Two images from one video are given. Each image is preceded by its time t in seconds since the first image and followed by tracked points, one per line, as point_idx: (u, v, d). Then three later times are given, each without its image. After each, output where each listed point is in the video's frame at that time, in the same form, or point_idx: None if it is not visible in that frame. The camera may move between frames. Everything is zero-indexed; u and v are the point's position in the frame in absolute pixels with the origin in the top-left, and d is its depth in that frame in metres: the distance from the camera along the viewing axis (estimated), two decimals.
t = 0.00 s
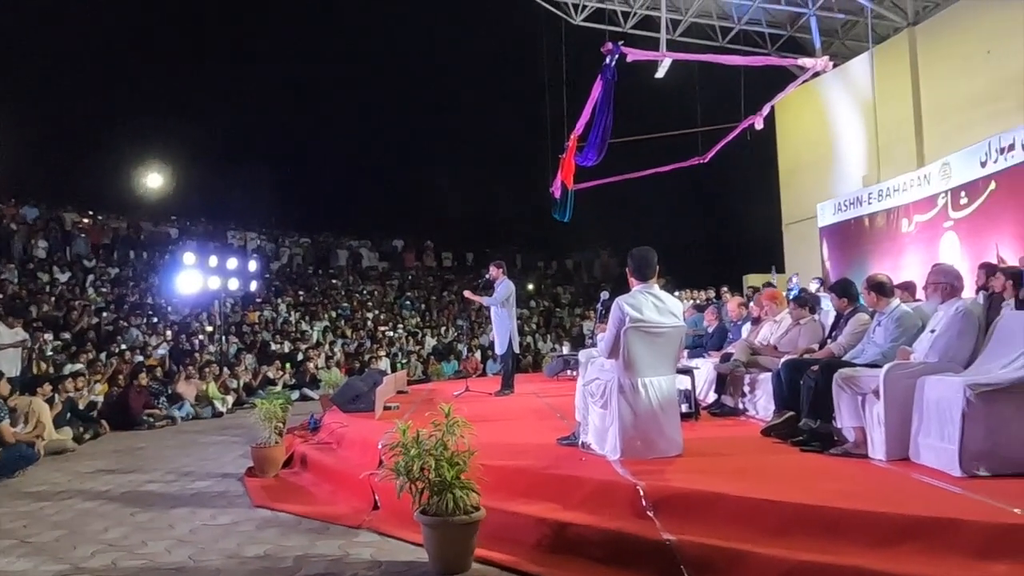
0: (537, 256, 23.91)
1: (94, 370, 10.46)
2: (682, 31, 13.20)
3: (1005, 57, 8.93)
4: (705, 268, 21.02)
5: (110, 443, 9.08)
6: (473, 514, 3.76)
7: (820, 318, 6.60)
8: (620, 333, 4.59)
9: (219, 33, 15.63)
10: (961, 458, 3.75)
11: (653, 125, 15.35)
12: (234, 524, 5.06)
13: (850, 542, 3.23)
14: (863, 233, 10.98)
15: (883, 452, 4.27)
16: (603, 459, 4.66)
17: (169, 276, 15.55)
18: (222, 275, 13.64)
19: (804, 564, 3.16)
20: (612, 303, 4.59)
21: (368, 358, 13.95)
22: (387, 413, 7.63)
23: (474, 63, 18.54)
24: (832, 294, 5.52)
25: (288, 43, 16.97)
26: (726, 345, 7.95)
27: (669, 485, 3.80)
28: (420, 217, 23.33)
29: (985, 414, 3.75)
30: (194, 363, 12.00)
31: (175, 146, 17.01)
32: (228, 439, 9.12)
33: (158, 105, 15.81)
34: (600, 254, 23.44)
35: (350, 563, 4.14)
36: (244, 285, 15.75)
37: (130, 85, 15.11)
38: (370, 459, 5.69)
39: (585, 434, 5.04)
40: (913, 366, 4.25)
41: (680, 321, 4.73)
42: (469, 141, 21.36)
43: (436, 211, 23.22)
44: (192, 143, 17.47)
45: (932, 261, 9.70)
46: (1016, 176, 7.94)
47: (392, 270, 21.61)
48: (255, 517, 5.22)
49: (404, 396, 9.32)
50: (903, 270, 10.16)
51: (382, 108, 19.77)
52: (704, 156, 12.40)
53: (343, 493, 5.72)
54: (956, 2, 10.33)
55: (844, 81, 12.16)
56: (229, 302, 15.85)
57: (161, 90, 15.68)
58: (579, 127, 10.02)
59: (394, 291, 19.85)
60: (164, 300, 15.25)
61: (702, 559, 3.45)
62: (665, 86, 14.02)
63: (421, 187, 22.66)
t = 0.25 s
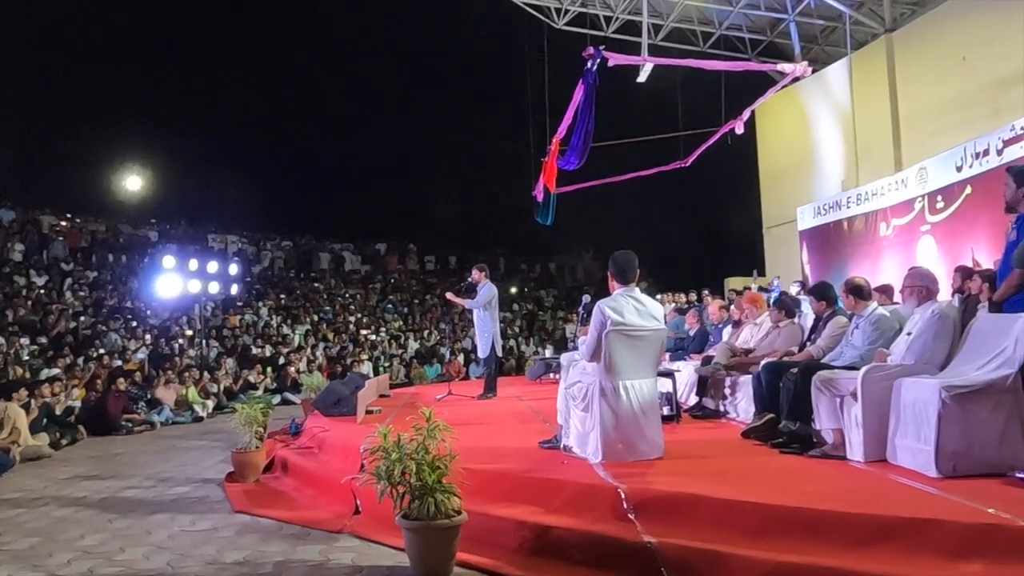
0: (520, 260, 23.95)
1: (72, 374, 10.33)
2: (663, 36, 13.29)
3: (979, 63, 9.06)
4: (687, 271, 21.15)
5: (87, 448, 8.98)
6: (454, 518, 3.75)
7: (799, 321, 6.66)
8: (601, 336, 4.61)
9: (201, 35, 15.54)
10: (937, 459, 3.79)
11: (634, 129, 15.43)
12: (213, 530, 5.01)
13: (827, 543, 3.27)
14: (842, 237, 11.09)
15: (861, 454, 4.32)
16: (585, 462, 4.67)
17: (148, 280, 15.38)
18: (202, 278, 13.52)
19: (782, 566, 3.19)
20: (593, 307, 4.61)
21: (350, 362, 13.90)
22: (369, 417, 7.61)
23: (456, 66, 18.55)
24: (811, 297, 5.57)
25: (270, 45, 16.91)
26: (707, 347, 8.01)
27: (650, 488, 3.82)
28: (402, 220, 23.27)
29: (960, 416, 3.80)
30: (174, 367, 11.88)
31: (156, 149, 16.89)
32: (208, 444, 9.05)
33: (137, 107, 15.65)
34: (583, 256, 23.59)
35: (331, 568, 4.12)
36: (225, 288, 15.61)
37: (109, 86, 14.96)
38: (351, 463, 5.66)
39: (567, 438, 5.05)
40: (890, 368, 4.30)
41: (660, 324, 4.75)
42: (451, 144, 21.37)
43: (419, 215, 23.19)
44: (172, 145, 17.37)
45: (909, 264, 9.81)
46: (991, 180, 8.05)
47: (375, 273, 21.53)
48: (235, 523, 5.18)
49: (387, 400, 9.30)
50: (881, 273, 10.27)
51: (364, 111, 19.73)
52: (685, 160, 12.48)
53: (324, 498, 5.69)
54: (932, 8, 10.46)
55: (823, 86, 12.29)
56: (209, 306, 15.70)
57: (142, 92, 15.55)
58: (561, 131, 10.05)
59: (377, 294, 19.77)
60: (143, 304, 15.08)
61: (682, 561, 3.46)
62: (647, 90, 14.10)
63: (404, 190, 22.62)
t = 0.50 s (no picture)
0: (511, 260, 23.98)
1: (59, 376, 10.26)
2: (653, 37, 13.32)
3: (966, 65, 9.12)
4: (677, 271, 21.21)
5: (75, 450, 8.92)
6: (443, 518, 3.75)
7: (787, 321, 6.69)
8: (590, 337, 4.62)
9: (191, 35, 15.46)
10: (922, 458, 3.82)
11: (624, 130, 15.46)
12: (201, 531, 4.99)
13: (814, 542, 3.28)
14: (831, 237, 11.14)
15: (848, 454, 4.34)
16: (574, 462, 4.68)
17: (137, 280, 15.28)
18: (191, 279, 13.46)
19: (770, 565, 3.20)
20: (582, 308, 4.62)
21: (340, 363, 13.88)
22: (359, 418, 7.60)
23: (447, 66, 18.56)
24: (799, 298, 5.60)
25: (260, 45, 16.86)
26: (697, 348, 8.03)
27: (638, 488, 3.83)
28: (392, 220, 23.25)
29: (945, 415, 3.83)
30: (163, 369, 11.81)
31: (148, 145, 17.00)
32: (197, 445, 9.01)
33: (126, 107, 15.54)
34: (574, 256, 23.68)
35: (319, 569, 4.11)
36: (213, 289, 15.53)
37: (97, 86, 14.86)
38: (340, 464, 5.65)
39: (556, 438, 5.05)
40: (876, 368, 4.33)
41: (649, 324, 4.77)
42: (442, 144, 21.37)
43: (409, 215, 23.17)
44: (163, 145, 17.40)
45: (897, 265, 9.87)
46: (978, 181, 8.11)
47: (365, 274, 21.47)
48: (224, 524, 5.16)
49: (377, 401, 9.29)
50: (870, 273, 10.33)
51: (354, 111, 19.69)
52: (674, 161, 12.51)
53: (312, 499, 5.68)
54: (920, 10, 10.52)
55: (812, 87, 12.35)
56: (198, 307, 15.62)
57: (131, 92, 15.46)
58: (551, 131, 10.05)
59: (368, 295, 19.72)
60: (131, 305, 14.97)
61: (671, 561, 3.47)
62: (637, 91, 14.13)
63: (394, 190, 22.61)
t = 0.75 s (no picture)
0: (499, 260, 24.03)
1: (43, 377, 10.15)
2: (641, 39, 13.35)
3: (950, 68, 9.21)
4: (664, 272, 21.30)
5: (58, 452, 8.83)
6: (429, 519, 3.75)
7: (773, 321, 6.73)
8: (576, 338, 4.62)
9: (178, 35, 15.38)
10: (906, 458, 3.85)
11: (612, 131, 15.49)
12: (186, 533, 4.96)
13: (799, 541, 3.30)
14: (817, 238, 11.21)
15: (832, 453, 4.37)
16: (560, 463, 4.68)
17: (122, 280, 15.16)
18: (177, 279, 13.37)
19: (755, 564, 3.22)
20: (569, 308, 4.62)
21: (327, 363, 13.86)
22: (345, 419, 7.57)
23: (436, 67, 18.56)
24: (784, 298, 5.63)
25: (248, 45, 16.79)
26: (683, 348, 8.06)
27: (624, 489, 3.83)
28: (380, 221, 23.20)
29: (928, 415, 3.86)
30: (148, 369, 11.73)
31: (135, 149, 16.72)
32: (182, 446, 8.94)
33: (112, 106, 15.43)
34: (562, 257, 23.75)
35: (305, 570, 4.09)
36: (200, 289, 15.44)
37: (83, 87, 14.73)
38: (326, 465, 5.63)
39: (543, 439, 5.05)
40: (860, 369, 4.35)
41: (635, 325, 4.78)
42: (430, 145, 21.37)
43: (397, 216, 23.14)
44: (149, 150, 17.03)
45: (881, 266, 9.94)
46: (961, 184, 8.19)
47: (353, 274, 21.43)
48: (208, 526, 5.13)
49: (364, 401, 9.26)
50: (855, 274, 10.40)
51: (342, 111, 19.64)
52: (661, 162, 12.55)
53: (298, 500, 5.65)
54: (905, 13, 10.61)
55: (798, 90, 12.43)
56: (184, 307, 15.51)
57: (117, 92, 15.36)
58: (539, 132, 10.05)
59: (355, 295, 19.67)
60: (116, 305, 14.85)
61: (656, 561, 3.48)
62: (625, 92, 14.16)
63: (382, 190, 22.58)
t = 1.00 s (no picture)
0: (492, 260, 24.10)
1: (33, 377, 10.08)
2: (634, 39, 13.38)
3: (940, 69, 9.26)
4: (656, 272, 21.37)
5: (49, 452, 8.78)
6: (421, 519, 3.75)
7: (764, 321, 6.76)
8: (568, 338, 4.63)
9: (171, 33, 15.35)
10: (896, 457, 3.87)
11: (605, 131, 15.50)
12: (177, 534, 4.94)
13: (791, 540, 3.31)
14: (808, 238, 11.25)
15: (824, 453, 4.38)
16: (553, 463, 4.68)
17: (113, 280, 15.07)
18: (168, 279, 13.31)
19: (747, 563, 3.22)
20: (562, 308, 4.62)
21: (320, 363, 13.84)
22: (338, 419, 7.56)
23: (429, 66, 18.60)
24: (776, 298, 5.65)
25: (242, 44, 16.77)
26: (676, 347, 8.09)
27: (617, 488, 3.84)
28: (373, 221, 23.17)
29: (918, 414, 3.88)
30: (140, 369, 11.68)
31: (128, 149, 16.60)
32: (173, 447, 8.90)
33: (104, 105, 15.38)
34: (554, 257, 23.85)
35: (297, 571, 4.08)
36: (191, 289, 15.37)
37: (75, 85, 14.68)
38: (318, 465, 5.62)
39: (535, 439, 5.05)
40: (851, 369, 4.37)
41: (627, 325, 4.79)
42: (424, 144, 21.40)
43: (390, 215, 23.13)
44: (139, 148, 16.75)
45: (872, 265, 9.98)
46: (952, 184, 8.23)
47: (345, 274, 21.41)
48: (200, 527, 5.12)
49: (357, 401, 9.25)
50: (846, 274, 10.43)
51: (335, 111, 19.63)
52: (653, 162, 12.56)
53: (290, 501, 5.64)
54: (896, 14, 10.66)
55: (789, 90, 12.47)
56: (176, 307, 15.44)
57: (109, 90, 15.30)
58: (531, 132, 10.05)
59: (348, 295, 19.64)
60: (107, 305, 14.75)
61: (649, 560, 3.48)
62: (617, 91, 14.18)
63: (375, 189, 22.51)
